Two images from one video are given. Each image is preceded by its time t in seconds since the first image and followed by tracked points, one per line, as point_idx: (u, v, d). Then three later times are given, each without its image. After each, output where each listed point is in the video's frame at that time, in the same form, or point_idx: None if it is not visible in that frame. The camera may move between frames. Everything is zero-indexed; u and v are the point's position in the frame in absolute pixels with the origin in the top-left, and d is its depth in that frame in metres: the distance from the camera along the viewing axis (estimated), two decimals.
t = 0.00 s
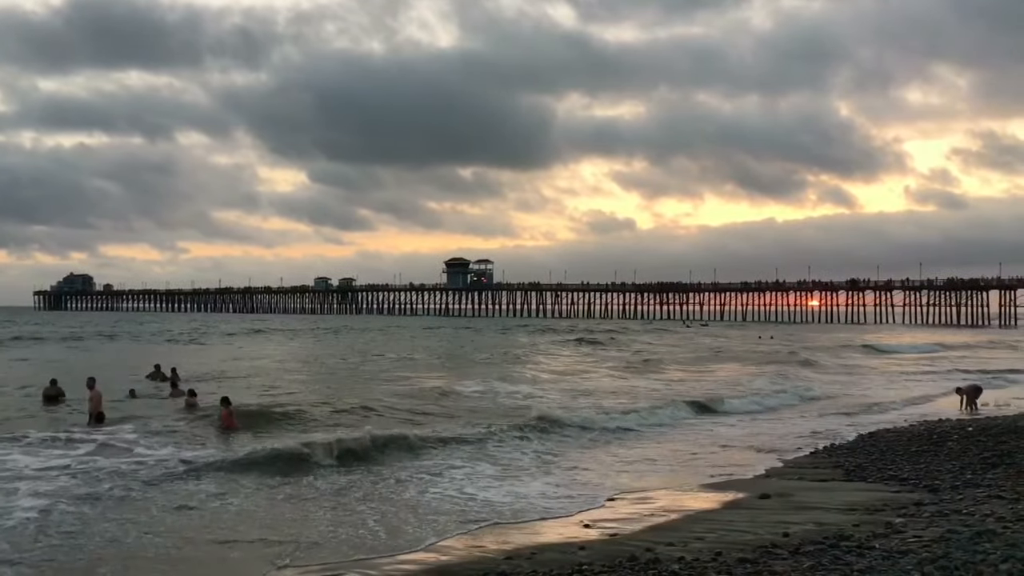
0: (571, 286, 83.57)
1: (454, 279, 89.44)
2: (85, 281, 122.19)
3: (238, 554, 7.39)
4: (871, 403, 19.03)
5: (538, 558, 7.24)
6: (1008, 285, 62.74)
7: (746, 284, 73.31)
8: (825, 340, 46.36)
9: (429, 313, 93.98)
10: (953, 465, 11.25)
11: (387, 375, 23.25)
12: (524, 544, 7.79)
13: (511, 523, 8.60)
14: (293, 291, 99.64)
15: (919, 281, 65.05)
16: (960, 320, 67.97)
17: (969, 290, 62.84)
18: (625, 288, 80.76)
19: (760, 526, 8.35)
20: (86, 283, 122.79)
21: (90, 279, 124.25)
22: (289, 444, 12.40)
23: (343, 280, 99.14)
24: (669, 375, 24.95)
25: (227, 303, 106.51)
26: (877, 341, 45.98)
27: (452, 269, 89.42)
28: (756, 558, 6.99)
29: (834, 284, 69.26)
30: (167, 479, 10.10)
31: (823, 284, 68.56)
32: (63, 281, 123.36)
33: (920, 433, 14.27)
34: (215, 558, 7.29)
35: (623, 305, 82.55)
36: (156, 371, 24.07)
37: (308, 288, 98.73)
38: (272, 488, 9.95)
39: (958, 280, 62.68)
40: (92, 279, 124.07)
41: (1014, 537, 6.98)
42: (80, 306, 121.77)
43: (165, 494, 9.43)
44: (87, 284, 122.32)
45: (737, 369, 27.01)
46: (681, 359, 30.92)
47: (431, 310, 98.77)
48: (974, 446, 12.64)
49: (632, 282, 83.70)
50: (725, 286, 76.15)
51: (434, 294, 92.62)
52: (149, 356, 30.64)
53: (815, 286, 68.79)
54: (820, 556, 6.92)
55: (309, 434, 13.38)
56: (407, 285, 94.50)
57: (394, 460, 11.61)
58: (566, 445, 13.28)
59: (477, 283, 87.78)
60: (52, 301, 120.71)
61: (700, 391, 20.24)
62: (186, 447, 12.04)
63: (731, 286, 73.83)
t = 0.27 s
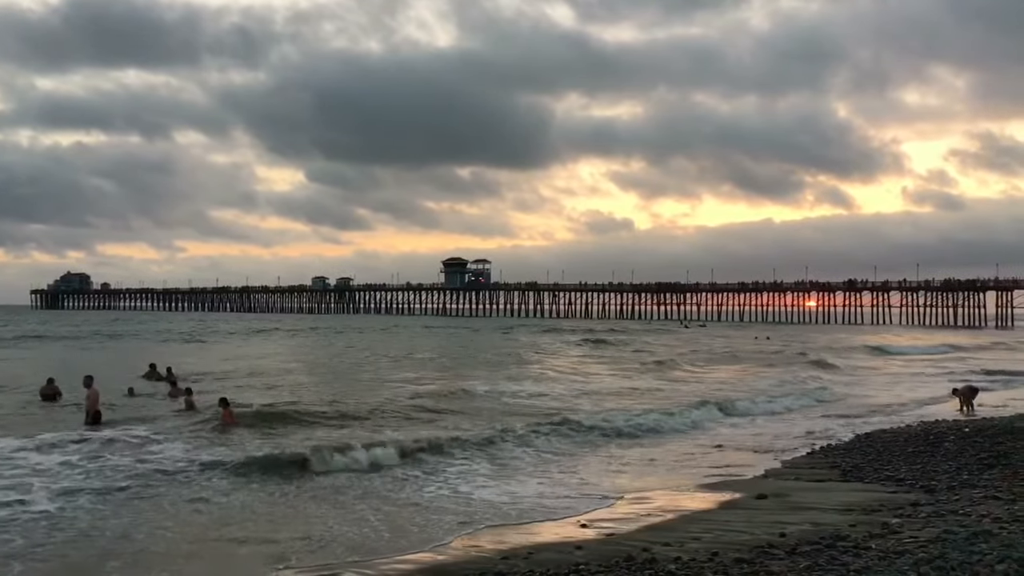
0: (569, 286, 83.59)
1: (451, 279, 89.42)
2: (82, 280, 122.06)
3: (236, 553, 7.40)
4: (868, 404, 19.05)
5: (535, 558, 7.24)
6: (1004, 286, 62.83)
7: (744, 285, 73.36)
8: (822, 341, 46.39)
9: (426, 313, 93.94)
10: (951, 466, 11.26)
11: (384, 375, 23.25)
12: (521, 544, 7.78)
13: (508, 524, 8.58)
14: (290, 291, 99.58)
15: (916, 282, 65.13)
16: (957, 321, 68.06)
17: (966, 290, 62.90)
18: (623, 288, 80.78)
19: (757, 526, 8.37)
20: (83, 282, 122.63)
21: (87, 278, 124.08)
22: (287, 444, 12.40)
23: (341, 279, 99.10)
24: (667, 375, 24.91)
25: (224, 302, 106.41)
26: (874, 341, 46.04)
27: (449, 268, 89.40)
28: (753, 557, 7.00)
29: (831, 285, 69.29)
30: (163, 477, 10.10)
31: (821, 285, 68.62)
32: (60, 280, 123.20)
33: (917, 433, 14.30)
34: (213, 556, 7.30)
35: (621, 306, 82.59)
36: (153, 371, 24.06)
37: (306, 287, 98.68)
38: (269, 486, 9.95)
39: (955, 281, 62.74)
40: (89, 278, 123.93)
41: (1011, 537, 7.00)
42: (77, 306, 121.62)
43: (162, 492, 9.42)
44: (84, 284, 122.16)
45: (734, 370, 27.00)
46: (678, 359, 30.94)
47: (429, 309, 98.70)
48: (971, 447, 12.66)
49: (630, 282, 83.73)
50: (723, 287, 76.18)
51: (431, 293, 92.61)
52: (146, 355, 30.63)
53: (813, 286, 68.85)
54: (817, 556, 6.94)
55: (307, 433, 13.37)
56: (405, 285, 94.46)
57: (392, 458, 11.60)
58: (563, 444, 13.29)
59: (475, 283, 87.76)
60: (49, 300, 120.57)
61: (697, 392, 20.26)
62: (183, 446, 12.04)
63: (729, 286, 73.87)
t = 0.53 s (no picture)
0: (567, 286, 83.59)
1: (450, 279, 89.39)
2: (80, 280, 121.99)
3: (233, 553, 7.38)
4: (866, 405, 19.07)
5: (533, 558, 7.23)
6: (1002, 286, 62.92)
7: (742, 285, 73.42)
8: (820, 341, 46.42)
9: (425, 313, 93.90)
10: (948, 466, 11.28)
11: (383, 375, 23.23)
12: (519, 544, 7.78)
13: (506, 524, 8.58)
14: (288, 291, 99.55)
15: (914, 282, 65.17)
16: (954, 321, 68.14)
17: (963, 291, 62.98)
18: (621, 288, 80.79)
19: (755, 526, 8.37)
20: (82, 282, 122.54)
21: (85, 277, 123.95)
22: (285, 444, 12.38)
23: (339, 279, 99.03)
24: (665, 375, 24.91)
25: (222, 302, 106.35)
26: (872, 342, 46.09)
27: (448, 268, 89.39)
28: (751, 557, 7.00)
29: (829, 285, 69.35)
30: (160, 478, 10.07)
31: (819, 285, 68.68)
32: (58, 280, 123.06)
33: (915, 434, 14.31)
34: (209, 556, 7.28)
35: (619, 305, 82.61)
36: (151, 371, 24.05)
37: (304, 287, 98.64)
38: (267, 486, 9.94)
39: (952, 281, 62.82)
40: (87, 277, 123.82)
41: (1009, 537, 7.00)
42: (75, 305, 121.53)
43: (158, 492, 9.40)
44: (82, 284, 122.05)
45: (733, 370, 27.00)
46: (676, 360, 30.97)
47: (427, 309, 98.65)
48: (969, 447, 12.68)
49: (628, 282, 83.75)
50: (721, 287, 76.24)
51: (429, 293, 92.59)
52: (144, 354, 30.62)
53: (811, 287, 68.91)
54: (815, 556, 6.94)
55: (305, 433, 13.35)
56: (403, 285, 94.43)
57: (390, 457, 11.58)
58: (562, 444, 13.28)
59: (473, 283, 87.74)
60: (47, 300, 120.43)
61: (695, 392, 20.26)
62: (180, 446, 12.02)
63: (727, 286, 73.89)
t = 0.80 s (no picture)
0: (565, 286, 83.56)
1: (448, 278, 89.38)
2: (78, 280, 121.86)
3: (229, 553, 7.35)
4: (864, 405, 19.06)
5: (531, 558, 7.20)
6: (999, 287, 62.96)
7: (740, 285, 73.43)
8: (818, 341, 46.41)
9: (423, 313, 93.84)
10: (946, 466, 11.27)
11: (381, 375, 23.22)
12: (516, 544, 7.75)
13: (504, 523, 8.56)
14: (287, 290, 99.47)
15: (912, 282, 65.17)
16: (952, 321, 68.17)
17: (961, 291, 63.01)
18: (619, 288, 80.78)
19: (753, 526, 8.35)
20: (80, 282, 122.41)
21: (83, 276, 123.78)
22: (282, 444, 12.35)
23: (337, 279, 98.96)
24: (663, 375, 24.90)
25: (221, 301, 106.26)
26: (871, 342, 46.10)
27: (446, 268, 89.35)
28: (749, 557, 6.99)
29: (827, 285, 69.35)
30: (155, 478, 10.03)
31: (817, 285, 68.70)
32: (56, 279, 122.89)
33: (913, 434, 14.31)
34: (205, 556, 7.25)
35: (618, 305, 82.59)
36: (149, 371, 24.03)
37: (302, 287, 98.58)
38: (264, 485, 9.90)
39: (950, 281, 62.86)
40: (85, 276, 123.67)
41: (1007, 538, 6.99)
42: (73, 305, 121.39)
43: (155, 492, 9.37)
44: (80, 283, 121.90)
45: (731, 370, 26.99)
46: (675, 360, 30.96)
47: (425, 309, 98.61)
48: (967, 447, 12.67)
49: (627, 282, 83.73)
50: (719, 287, 76.24)
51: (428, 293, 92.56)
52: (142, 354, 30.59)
53: (809, 287, 68.92)
54: (813, 557, 6.92)
55: (302, 433, 13.32)
56: (401, 285, 94.38)
57: (387, 457, 11.55)
58: (559, 443, 13.27)
59: (471, 282, 87.70)
60: (45, 299, 120.27)
61: (693, 392, 20.25)
62: (177, 446, 11.99)
63: (725, 286, 73.87)
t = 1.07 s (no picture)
0: (564, 286, 83.58)
1: (446, 279, 89.37)
2: (76, 280, 121.70)
3: (227, 554, 7.34)
4: (861, 405, 19.10)
5: (529, 558, 7.20)
6: (997, 287, 63.05)
7: (738, 285, 73.48)
8: (816, 342, 46.46)
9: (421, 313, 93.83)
10: (943, 466, 11.30)
11: (379, 375, 23.20)
12: (514, 544, 7.75)
13: (502, 523, 8.56)
14: (285, 290, 99.42)
15: (909, 283, 65.26)
16: (950, 322, 68.24)
17: (958, 292, 63.10)
18: (617, 288, 80.82)
19: (751, 526, 8.36)
20: (77, 282, 122.26)
21: (81, 276, 123.64)
22: (281, 444, 12.35)
23: (335, 279, 98.93)
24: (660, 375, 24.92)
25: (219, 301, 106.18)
26: (868, 343, 46.18)
27: (444, 268, 89.33)
28: (747, 557, 7.00)
29: (825, 286, 69.42)
30: (153, 479, 10.02)
31: (815, 286, 68.76)
32: (53, 279, 122.72)
33: (910, 434, 14.33)
34: (203, 556, 7.24)
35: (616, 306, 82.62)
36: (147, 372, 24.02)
37: (300, 287, 98.53)
38: (262, 485, 9.90)
39: (948, 282, 62.95)
40: (83, 276, 123.52)
41: (1004, 538, 7.01)
42: (71, 305, 121.24)
43: (153, 493, 9.36)
44: (78, 283, 121.75)
45: (728, 371, 27.01)
46: (673, 360, 30.98)
47: (423, 309, 98.60)
48: (964, 448, 12.70)
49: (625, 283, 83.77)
50: (717, 287, 76.28)
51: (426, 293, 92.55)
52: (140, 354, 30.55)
53: (807, 287, 68.98)
54: (811, 557, 6.93)
55: (299, 434, 13.32)
56: (399, 285, 94.35)
57: (385, 457, 11.55)
58: (557, 444, 13.27)
59: (470, 283, 87.69)
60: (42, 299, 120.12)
61: (691, 392, 20.27)
62: (175, 447, 11.98)
63: (723, 287, 73.92)
